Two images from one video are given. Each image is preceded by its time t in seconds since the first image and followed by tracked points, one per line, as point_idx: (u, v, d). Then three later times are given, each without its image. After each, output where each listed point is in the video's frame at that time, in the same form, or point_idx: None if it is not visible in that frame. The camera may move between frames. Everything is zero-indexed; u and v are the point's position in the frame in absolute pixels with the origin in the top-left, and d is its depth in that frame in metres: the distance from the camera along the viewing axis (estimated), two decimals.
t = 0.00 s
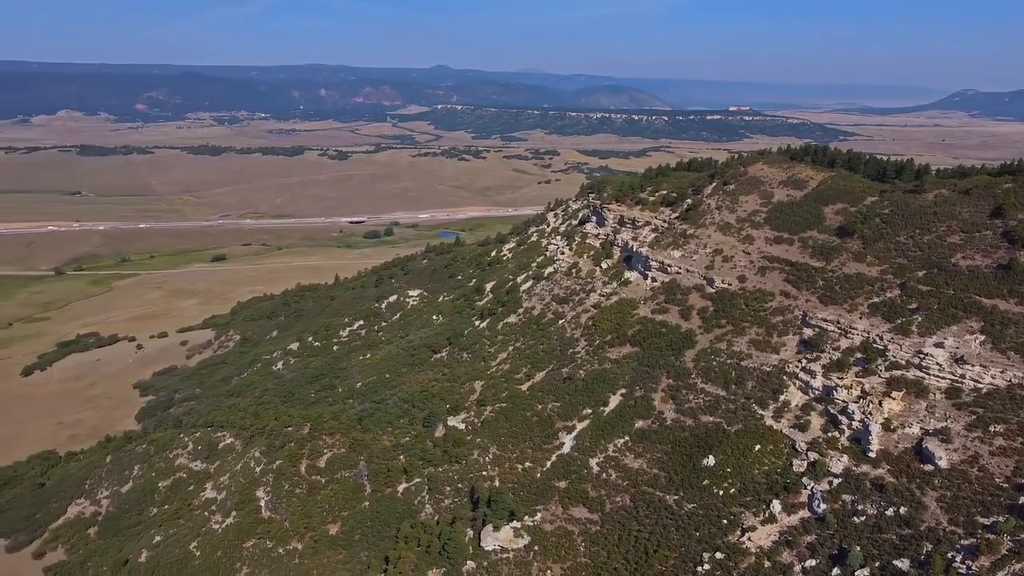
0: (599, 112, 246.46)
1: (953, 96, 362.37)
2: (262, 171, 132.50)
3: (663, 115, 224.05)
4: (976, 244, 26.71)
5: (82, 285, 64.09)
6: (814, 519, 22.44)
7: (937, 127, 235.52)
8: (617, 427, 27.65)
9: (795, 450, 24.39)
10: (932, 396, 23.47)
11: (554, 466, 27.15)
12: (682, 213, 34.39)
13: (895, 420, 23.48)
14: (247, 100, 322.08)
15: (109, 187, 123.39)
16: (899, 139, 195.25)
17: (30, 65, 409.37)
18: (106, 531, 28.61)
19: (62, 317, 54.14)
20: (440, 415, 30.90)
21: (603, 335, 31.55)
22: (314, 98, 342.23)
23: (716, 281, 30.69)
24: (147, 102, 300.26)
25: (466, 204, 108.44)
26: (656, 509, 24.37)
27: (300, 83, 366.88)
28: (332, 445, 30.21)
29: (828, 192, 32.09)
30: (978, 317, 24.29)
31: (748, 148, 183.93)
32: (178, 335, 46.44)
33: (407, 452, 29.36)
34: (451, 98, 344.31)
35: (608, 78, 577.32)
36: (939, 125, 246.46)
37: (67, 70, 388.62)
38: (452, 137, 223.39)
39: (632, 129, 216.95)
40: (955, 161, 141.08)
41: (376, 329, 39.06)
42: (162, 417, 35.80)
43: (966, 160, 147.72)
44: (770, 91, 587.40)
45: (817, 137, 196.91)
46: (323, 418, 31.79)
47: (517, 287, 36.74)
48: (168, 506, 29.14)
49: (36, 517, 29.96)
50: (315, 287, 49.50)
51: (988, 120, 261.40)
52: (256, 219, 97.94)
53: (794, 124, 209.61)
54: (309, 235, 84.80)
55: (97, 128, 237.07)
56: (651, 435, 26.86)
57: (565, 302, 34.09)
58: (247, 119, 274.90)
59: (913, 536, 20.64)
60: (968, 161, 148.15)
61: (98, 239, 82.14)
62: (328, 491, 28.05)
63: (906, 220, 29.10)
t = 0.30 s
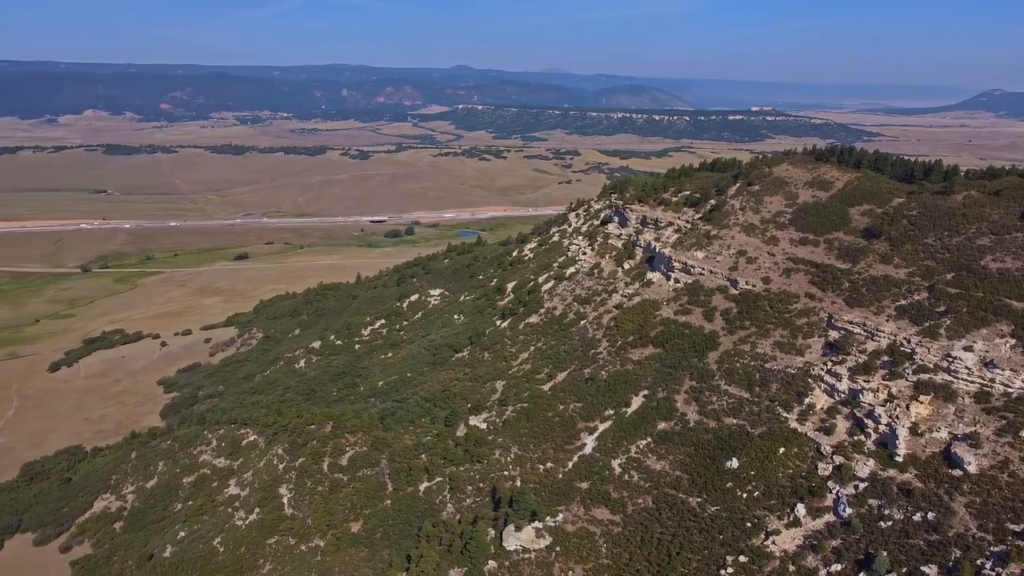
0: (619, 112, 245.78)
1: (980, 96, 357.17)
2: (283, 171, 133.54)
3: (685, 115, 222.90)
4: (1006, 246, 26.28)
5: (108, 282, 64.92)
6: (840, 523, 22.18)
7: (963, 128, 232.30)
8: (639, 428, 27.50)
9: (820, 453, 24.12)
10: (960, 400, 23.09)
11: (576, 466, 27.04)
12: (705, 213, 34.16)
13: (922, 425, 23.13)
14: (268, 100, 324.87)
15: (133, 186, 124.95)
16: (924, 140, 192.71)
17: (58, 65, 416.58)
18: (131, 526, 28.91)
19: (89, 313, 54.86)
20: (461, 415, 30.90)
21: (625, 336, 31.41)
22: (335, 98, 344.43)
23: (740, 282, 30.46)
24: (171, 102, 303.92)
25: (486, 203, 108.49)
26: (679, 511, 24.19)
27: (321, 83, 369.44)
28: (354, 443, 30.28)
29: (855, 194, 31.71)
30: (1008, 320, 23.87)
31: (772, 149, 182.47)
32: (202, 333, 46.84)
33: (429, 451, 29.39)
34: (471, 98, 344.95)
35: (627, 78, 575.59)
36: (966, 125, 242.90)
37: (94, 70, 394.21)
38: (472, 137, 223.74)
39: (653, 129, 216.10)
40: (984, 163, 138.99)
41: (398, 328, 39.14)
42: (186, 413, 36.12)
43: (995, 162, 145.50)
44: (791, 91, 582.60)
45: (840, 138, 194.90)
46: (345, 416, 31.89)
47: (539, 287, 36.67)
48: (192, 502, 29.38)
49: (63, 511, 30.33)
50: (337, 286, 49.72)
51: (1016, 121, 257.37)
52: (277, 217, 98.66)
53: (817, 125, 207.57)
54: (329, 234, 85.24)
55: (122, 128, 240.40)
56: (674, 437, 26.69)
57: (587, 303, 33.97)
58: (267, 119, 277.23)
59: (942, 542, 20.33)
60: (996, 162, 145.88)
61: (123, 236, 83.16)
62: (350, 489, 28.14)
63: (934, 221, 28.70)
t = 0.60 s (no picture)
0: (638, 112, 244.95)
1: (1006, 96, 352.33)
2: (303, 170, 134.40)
3: (704, 115, 221.76)
4: None
5: (130, 280, 65.61)
6: (863, 527, 21.93)
7: (988, 128, 229.25)
8: (659, 429, 27.37)
9: (843, 457, 23.88)
10: (987, 404, 22.72)
11: (595, 467, 26.96)
12: (726, 214, 33.96)
13: (948, 429, 22.79)
14: (288, 100, 327.20)
15: (155, 185, 126.26)
16: (948, 141, 190.28)
17: (82, 65, 422.33)
18: (153, 521, 29.17)
19: (112, 311, 55.49)
20: (481, 414, 30.90)
21: (645, 337, 31.25)
22: (355, 98, 346.21)
23: (762, 283, 30.25)
24: (192, 102, 306.87)
25: (505, 203, 108.53)
26: (700, 514, 24.04)
27: (341, 83, 371.31)
28: (374, 442, 30.36)
29: (879, 195, 31.33)
30: None
31: (792, 150, 181.14)
32: (223, 331, 47.16)
33: (449, 450, 29.42)
34: (490, 98, 345.26)
35: (645, 78, 573.86)
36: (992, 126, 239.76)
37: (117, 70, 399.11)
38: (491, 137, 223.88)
39: (672, 130, 215.24)
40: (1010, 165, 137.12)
41: (418, 327, 39.21)
42: (208, 411, 36.38)
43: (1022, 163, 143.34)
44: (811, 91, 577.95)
45: (862, 139, 193.06)
46: (365, 415, 31.98)
47: (558, 287, 36.59)
48: (213, 499, 29.58)
49: (86, 506, 30.66)
50: (356, 285, 49.95)
51: None
52: (297, 217, 99.29)
53: (838, 125, 205.77)
54: (348, 234, 85.63)
55: (145, 127, 243.19)
56: (695, 438, 26.54)
57: (607, 304, 33.86)
58: (286, 118, 279.00)
59: (968, 548, 20.07)
60: None
61: (145, 235, 84.06)
62: (370, 487, 28.21)
63: (961, 223, 28.28)
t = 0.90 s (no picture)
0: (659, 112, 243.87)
1: None
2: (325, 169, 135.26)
3: (726, 115, 220.38)
4: None
5: (154, 277, 66.36)
6: (889, 533, 21.70)
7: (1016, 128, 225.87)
8: (682, 432, 27.18)
9: (869, 461, 23.60)
10: (1017, 409, 22.34)
11: (617, 468, 26.83)
12: (750, 215, 33.69)
13: (977, 434, 22.47)
14: (309, 99, 329.48)
15: (178, 183, 127.68)
16: (975, 142, 187.64)
17: (108, 65, 428.44)
18: (177, 517, 29.44)
19: (136, 308, 56.15)
20: (502, 414, 30.87)
21: (667, 338, 31.07)
22: (375, 98, 347.94)
23: (786, 285, 29.97)
24: (215, 102, 310.04)
25: (525, 203, 108.53)
26: (723, 516, 23.86)
27: (361, 83, 373.24)
28: (395, 441, 30.41)
29: (906, 197, 30.91)
30: None
31: (816, 151, 179.56)
32: (245, 329, 47.51)
33: (470, 450, 29.40)
34: (510, 98, 345.41)
35: (665, 78, 571.56)
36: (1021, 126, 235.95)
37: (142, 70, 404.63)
38: (511, 137, 223.98)
39: (693, 130, 214.14)
40: None
41: (438, 327, 39.26)
42: (231, 408, 36.67)
43: None
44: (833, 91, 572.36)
45: (887, 139, 190.83)
46: (386, 414, 32.04)
47: (579, 287, 36.47)
48: (236, 496, 29.80)
49: (111, 501, 31.01)
50: (377, 284, 50.13)
51: None
52: (318, 216, 99.99)
53: (862, 125, 203.55)
54: (369, 233, 86.03)
55: (169, 127, 246.04)
56: (717, 440, 26.34)
57: (628, 304, 33.69)
58: (307, 118, 280.96)
59: (997, 556, 19.79)
60: None
61: (169, 233, 84.98)
62: (391, 486, 28.28)
63: (990, 225, 27.84)
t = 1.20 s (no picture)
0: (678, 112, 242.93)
1: None
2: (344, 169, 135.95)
3: (746, 116, 219.24)
4: None
5: (175, 276, 66.98)
6: (913, 538, 21.44)
7: None
8: (702, 434, 27.01)
9: (892, 465, 23.32)
10: None
11: (636, 470, 26.69)
12: (771, 216, 33.44)
13: (1003, 438, 22.16)
14: (328, 99, 331.38)
15: (199, 182, 128.89)
16: (1000, 142, 185.54)
17: (129, 65, 433.29)
18: (198, 514, 29.67)
19: (158, 306, 56.68)
20: (521, 414, 30.83)
21: (687, 340, 30.90)
22: (394, 98, 349.28)
23: (808, 287, 29.70)
24: (235, 102, 312.62)
25: (544, 203, 108.58)
26: (743, 519, 23.69)
27: (380, 83, 374.76)
28: (414, 440, 30.44)
29: (930, 198, 30.53)
30: None
31: (837, 151, 178.26)
32: (265, 327, 47.77)
33: (489, 450, 29.38)
34: (529, 98, 345.51)
35: (684, 78, 569.51)
36: None
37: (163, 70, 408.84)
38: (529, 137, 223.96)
39: (713, 130, 213.20)
40: None
41: (457, 326, 39.28)
42: (251, 406, 36.88)
43: None
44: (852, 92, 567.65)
45: (909, 139, 189.07)
46: (405, 413, 32.09)
47: (598, 288, 36.32)
48: (256, 493, 29.97)
49: (134, 497, 31.29)
50: (396, 283, 50.25)
51: None
52: (337, 215, 100.52)
53: (884, 126, 201.79)
54: (387, 232, 86.32)
55: (190, 126, 248.40)
56: (738, 443, 26.15)
57: (648, 305, 33.51)
58: (326, 117, 282.56)
59: None
60: None
61: (190, 231, 85.73)
62: (410, 485, 28.33)
63: (1017, 227, 27.44)
